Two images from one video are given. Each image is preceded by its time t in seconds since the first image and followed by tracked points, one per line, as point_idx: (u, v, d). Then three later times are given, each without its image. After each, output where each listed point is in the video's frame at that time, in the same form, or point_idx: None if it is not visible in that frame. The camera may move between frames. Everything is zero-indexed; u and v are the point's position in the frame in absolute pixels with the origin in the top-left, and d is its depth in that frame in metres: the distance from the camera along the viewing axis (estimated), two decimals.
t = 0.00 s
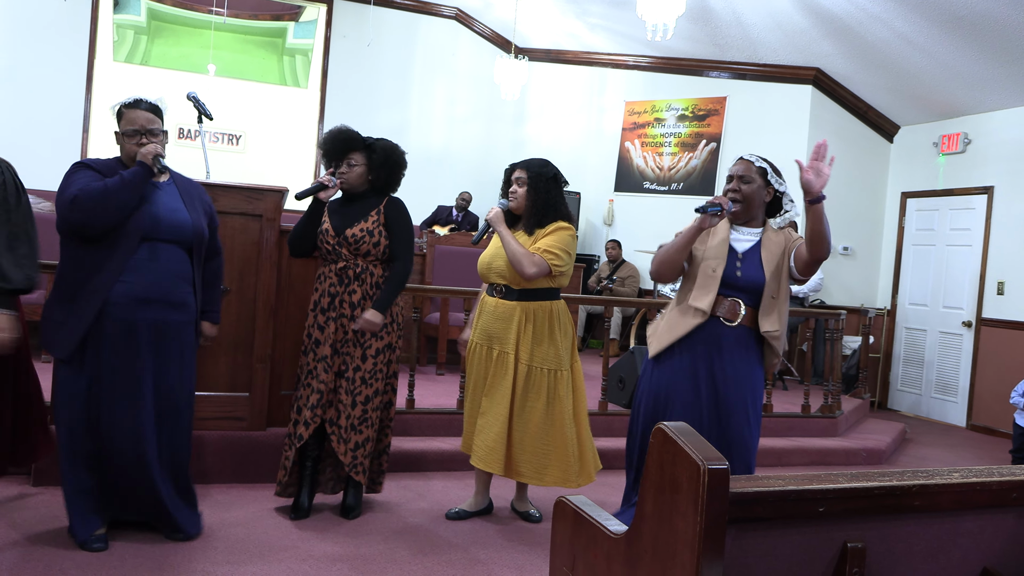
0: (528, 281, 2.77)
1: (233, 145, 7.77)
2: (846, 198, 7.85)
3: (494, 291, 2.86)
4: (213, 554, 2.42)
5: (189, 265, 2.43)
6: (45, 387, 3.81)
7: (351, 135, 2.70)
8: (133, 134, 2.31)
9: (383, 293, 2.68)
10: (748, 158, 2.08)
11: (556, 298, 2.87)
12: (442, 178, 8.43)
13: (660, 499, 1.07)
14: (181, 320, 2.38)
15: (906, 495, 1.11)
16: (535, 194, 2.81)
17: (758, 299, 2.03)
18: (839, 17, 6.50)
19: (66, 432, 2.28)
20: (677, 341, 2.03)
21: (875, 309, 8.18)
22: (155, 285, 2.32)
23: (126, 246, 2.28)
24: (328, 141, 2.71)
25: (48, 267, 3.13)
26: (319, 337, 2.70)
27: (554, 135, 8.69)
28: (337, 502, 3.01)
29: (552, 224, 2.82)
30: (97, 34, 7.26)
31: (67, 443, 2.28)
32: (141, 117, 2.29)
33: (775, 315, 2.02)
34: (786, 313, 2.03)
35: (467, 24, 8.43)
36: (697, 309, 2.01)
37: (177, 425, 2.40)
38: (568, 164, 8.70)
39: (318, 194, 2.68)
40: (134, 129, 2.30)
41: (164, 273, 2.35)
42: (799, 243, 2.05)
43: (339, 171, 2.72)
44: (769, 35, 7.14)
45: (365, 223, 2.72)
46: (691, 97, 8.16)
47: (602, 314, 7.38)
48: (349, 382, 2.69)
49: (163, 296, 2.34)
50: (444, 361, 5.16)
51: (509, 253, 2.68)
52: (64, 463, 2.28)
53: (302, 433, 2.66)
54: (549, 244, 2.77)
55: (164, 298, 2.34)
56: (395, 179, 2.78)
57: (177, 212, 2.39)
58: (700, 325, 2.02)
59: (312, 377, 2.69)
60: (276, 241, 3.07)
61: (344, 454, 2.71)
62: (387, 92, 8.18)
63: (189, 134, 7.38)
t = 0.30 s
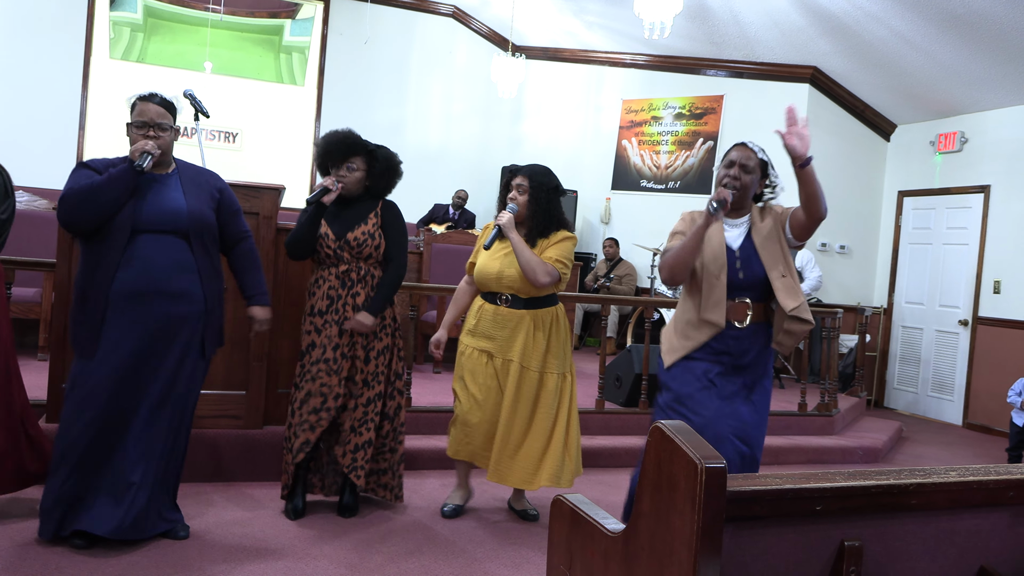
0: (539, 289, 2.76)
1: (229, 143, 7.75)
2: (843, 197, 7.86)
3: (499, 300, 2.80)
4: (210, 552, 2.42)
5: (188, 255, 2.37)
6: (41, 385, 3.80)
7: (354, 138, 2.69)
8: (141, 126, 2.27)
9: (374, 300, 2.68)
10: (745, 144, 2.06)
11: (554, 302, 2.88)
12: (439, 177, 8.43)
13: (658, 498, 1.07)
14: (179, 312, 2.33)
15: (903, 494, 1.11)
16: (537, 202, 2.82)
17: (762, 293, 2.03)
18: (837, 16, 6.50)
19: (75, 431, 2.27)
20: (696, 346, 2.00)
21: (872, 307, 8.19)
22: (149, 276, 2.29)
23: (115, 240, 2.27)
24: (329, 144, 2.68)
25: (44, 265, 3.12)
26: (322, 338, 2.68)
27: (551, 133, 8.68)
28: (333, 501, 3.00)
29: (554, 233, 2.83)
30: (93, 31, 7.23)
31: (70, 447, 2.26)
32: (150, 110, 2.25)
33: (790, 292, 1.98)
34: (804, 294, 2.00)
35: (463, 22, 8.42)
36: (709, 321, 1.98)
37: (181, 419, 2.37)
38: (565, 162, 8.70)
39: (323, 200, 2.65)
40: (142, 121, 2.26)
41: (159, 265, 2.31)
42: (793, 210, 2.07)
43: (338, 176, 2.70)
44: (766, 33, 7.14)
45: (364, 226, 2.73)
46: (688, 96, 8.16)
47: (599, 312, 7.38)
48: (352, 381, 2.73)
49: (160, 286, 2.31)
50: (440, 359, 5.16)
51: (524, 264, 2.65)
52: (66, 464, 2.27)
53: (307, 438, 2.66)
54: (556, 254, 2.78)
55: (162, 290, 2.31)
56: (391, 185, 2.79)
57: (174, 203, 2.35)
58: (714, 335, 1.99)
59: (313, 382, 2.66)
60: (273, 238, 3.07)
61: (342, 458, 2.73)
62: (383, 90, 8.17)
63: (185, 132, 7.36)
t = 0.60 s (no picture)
0: (537, 276, 2.83)
1: (228, 140, 7.73)
2: (842, 195, 7.85)
3: (499, 289, 2.76)
4: (209, 550, 2.42)
5: (173, 246, 2.32)
6: (39, 382, 3.79)
7: (352, 128, 2.73)
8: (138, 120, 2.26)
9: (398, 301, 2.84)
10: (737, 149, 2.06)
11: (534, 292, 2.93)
12: (439, 174, 8.42)
13: (657, 496, 1.06)
14: (165, 304, 2.30)
15: (903, 493, 1.10)
16: (531, 194, 2.86)
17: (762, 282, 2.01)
18: (837, 14, 6.50)
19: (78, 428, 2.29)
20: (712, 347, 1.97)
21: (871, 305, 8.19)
22: (134, 270, 2.27)
23: (103, 234, 2.28)
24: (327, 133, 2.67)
25: (42, 262, 3.12)
26: (328, 331, 2.67)
27: (550, 132, 8.67)
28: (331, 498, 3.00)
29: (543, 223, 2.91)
30: (92, 27, 7.22)
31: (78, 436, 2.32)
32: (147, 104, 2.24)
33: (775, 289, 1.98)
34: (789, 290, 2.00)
35: (463, 19, 8.41)
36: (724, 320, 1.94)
37: (175, 415, 2.33)
38: (564, 160, 8.70)
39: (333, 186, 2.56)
40: (139, 114, 2.25)
41: (143, 258, 2.28)
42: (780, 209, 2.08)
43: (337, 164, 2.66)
44: (766, 31, 7.13)
45: (365, 219, 2.77)
46: (687, 94, 8.15)
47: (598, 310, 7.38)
48: (358, 372, 2.74)
49: (146, 281, 2.27)
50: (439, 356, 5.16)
51: (538, 249, 2.71)
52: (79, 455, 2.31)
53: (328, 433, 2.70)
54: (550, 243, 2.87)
55: (146, 284, 2.27)
56: (379, 179, 2.81)
57: (160, 193, 2.32)
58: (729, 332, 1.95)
59: (334, 374, 2.69)
60: (271, 234, 3.06)
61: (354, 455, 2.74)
62: (383, 88, 8.16)
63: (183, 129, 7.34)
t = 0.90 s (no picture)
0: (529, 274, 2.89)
1: (230, 139, 7.73)
2: (844, 195, 7.84)
3: (496, 293, 2.78)
4: (211, 549, 2.42)
5: (147, 249, 2.30)
6: (39, 381, 3.78)
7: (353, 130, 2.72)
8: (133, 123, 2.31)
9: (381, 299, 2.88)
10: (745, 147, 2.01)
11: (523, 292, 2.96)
12: (441, 173, 8.42)
13: (660, 496, 1.06)
14: (139, 308, 2.28)
15: (906, 493, 1.10)
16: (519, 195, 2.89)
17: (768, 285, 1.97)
18: (839, 13, 6.49)
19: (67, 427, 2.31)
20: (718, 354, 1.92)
21: (873, 305, 8.18)
22: (106, 272, 2.27)
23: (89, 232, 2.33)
24: (331, 133, 2.67)
25: (43, 261, 3.11)
26: (336, 333, 2.69)
27: (552, 131, 8.67)
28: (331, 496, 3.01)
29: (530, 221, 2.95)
30: (94, 26, 7.23)
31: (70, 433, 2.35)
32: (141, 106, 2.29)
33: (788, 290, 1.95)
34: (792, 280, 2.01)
35: (464, 18, 8.41)
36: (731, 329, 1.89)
37: (141, 421, 2.30)
38: (565, 160, 8.69)
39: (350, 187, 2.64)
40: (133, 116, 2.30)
41: (115, 259, 2.27)
42: (782, 208, 2.08)
43: (338, 167, 2.68)
44: (768, 31, 7.12)
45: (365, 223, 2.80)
46: (688, 93, 8.15)
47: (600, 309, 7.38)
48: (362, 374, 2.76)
49: (116, 283, 2.27)
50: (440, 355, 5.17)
51: (534, 253, 2.76)
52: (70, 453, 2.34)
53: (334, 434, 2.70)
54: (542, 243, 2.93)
55: (115, 287, 2.27)
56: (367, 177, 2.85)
57: (143, 195, 2.31)
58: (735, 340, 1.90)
59: (338, 376, 2.69)
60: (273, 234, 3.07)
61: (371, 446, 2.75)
62: (384, 87, 8.16)
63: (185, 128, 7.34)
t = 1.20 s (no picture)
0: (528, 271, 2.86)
1: (232, 138, 7.74)
2: (846, 193, 7.83)
3: (492, 291, 2.78)
4: (213, 548, 2.42)
5: (153, 243, 2.30)
6: (43, 380, 3.79)
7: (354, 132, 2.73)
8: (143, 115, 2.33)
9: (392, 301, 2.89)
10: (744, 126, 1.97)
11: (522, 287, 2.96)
12: (444, 172, 8.43)
13: (662, 496, 1.06)
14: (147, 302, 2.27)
15: (908, 491, 1.10)
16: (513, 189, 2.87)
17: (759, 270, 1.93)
18: (841, 12, 6.48)
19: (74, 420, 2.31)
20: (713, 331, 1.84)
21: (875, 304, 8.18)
22: (116, 267, 2.27)
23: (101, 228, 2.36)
24: (331, 135, 2.67)
25: (45, 260, 3.12)
26: (347, 335, 2.72)
27: (553, 130, 8.67)
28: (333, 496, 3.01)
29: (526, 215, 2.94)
30: (96, 26, 7.24)
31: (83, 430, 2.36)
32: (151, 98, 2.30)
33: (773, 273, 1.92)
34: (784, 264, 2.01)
35: (466, 17, 8.41)
36: (726, 301, 1.82)
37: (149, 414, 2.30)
38: (567, 159, 8.69)
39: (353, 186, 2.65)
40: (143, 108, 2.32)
41: (123, 253, 2.28)
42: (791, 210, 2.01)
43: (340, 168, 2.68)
44: (770, 29, 7.11)
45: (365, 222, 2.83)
46: (690, 92, 8.14)
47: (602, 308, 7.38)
48: (367, 372, 2.80)
49: (125, 277, 2.27)
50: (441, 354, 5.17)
51: (530, 249, 2.72)
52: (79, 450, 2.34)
53: (341, 435, 2.71)
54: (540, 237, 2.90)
55: (125, 281, 2.27)
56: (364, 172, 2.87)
57: (149, 190, 2.31)
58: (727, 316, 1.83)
59: (345, 378, 2.72)
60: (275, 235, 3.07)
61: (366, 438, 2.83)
62: (385, 86, 8.16)
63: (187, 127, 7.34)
